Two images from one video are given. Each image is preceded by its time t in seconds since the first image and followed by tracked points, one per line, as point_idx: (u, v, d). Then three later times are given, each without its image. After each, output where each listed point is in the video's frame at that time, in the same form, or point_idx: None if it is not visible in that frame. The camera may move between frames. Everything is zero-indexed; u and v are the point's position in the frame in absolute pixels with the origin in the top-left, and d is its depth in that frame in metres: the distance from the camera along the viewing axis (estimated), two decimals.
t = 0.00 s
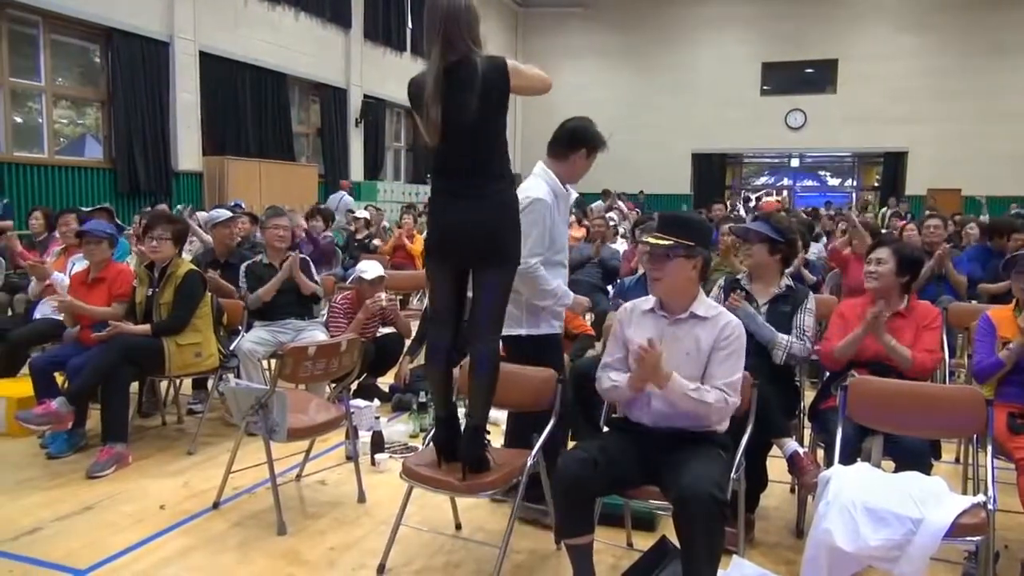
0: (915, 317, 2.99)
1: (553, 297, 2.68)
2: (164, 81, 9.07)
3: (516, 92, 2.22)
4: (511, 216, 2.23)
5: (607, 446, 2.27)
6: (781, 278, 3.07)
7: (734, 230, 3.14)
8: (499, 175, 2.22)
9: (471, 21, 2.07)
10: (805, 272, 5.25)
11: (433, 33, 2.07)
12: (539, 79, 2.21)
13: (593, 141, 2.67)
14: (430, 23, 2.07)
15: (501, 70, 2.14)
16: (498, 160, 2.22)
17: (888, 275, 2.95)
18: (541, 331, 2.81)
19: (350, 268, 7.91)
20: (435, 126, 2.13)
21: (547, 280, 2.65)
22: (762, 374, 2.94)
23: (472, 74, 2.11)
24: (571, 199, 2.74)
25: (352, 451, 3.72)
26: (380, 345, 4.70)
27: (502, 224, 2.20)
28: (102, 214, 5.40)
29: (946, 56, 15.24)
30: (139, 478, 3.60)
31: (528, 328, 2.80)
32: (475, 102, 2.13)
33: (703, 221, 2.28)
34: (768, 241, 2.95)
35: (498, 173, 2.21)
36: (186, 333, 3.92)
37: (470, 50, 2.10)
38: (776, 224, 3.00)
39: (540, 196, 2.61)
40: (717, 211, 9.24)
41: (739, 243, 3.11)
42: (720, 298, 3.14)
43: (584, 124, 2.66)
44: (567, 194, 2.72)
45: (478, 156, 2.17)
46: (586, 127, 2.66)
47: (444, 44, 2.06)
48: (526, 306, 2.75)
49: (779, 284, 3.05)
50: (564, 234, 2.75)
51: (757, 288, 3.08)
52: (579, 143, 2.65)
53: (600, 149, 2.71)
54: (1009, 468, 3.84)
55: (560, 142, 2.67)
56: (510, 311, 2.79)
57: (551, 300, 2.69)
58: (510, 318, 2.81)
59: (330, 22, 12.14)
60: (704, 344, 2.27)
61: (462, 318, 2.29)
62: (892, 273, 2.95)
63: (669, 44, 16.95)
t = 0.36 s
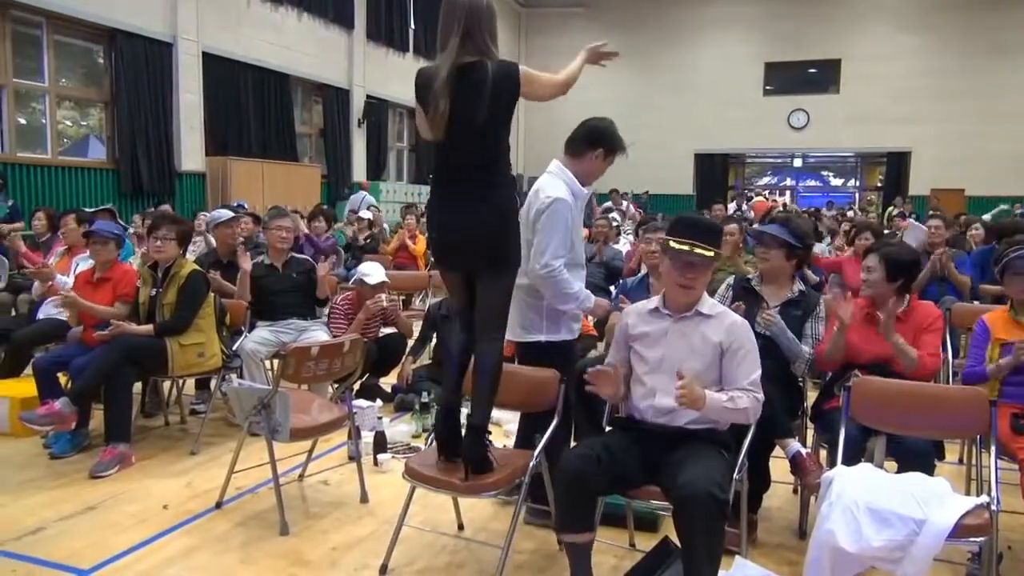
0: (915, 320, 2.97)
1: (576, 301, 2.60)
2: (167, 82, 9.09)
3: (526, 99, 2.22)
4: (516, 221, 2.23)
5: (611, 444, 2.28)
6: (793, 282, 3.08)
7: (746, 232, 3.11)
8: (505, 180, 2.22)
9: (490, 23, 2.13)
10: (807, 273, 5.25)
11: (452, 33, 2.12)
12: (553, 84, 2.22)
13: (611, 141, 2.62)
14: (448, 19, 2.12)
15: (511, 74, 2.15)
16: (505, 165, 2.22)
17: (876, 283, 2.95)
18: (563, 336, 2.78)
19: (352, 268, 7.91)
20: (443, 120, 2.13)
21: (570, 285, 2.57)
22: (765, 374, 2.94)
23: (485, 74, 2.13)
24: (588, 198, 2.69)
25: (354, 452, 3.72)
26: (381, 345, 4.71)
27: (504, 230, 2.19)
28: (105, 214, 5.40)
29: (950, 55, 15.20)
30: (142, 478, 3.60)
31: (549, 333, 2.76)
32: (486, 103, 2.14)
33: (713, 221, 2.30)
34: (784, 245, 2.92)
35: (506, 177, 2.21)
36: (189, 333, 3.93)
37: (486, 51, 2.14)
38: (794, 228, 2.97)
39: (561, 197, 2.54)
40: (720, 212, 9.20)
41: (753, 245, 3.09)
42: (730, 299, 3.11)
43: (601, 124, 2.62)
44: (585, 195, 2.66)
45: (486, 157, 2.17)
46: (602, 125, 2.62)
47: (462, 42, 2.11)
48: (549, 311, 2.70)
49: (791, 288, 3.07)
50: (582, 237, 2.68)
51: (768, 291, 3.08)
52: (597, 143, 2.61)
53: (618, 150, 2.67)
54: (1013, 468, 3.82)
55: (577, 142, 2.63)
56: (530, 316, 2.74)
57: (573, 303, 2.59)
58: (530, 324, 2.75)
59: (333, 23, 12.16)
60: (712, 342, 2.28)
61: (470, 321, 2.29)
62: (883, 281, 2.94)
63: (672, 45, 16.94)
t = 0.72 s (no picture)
0: (904, 322, 2.91)
1: (585, 305, 2.55)
2: (167, 82, 9.09)
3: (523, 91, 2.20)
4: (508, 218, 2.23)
5: (614, 444, 2.27)
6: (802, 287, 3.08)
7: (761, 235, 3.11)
8: (497, 176, 2.22)
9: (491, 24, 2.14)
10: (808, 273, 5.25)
11: (449, 28, 2.11)
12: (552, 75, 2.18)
13: (619, 140, 2.58)
14: (450, 15, 2.11)
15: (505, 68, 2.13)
16: (497, 162, 2.21)
17: (859, 286, 2.92)
18: (571, 339, 2.74)
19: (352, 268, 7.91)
20: (447, 118, 2.10)
21: (579, 289, 2.52)
22: (764, 374, 2.94)
23: (482, 72, 2.13)
24: (596, 199, 2.64)
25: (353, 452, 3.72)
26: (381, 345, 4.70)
27: (495, 228, 2.19)
28: (105, 214, 5.40)
29: (949, 56, 15.21)
30: (142, 478, 3.60)
31: (555, 337, 2.71)
32: (484, 102, 2.15)
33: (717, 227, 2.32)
34: (802, 249, 2.93)
35: (500, 176, 2.22)
36: (188, 333, 3.93)
37: (482, 46, 2.13)
38: (812, 232, 2.96)
39: (569, 199, 2.49)
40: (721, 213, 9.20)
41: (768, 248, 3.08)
42: (736, 295, 3.10)
43: (608, 122, 2.56)
44: (593, 196, 2.61)
45: (481, 156, 2.18)
46: (609, 124, 2.57)
47: (465, 41, 2.11)
48: (556, 315, 2.66)
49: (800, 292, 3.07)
50: (590, 239, 2.63)
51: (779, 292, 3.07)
52: (604, 143, 2.56)
53: (625, 150, 2.62)
54: (1013, 468, 3.82)
55: (585, 140, 2.58)
56: (537, 320, 2.70)
57: (582, 307, 2.54)
58: (536, 326, 2.71)
59: (333, 24, 12.16)
60: (714, 342, 2.33)
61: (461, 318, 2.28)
62: (865, 284, 2.90)
63: (672, 45, 16.94)
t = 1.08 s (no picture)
0: (898, 334, 2.90)
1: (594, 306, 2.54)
2: (165, 82, 9.08)
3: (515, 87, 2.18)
4: (505, 217, 2.23)
5: (614, 446, 2.27)
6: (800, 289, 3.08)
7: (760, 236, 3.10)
8: (494, 176, 2.22)
9: (482, 21, 2.08)
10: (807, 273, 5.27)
11: (439, 29, 2.09)
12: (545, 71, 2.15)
13: (622, 139, 2.58)
14: (439, 16, 2.08)
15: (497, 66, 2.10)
16: (493, 161, 2.21)
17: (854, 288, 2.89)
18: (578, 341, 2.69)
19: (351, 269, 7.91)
20: (434, 121, 2.13)
21: (588, 290, 2.51)
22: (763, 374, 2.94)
23: (473, 74, 2.11)
24: (602, 199, 2.63)
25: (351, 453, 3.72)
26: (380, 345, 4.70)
27: (492, 227, 2.19)
28: (104, 215, 5.41)
29: (947, 56, 15.23)
30: (140, 479, 3.61)
31: (561, 339, 2.67)
32: (475, 101, 2.13)
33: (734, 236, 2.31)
34: (802, 251, 2.93)
35: (496, 176, 2.22)
36: (187, 334, 3.92)
37: (473, 44, 2.09)
38: (812, 233, 2.96)
39: (576, 200, 2.49)
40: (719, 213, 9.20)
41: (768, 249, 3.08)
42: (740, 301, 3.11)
43: (612, 120, 2.57)
44: (598, 196, 2.60)
45: (475, 157, 2.17)
46: (613, 123, 2.58)
47: (453, 41, 2.07)
48: (563, 317, 2.63)
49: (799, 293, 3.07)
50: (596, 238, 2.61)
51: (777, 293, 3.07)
52: (607, 142, 2.57)
53: (629, 147, 2.63)
54: (1011, 468, 3.83)
55: (589, 140, 2.59)
56: (543, 322, 2.67)
57: (592, 309, 2.54)
58: (542, 329, 2.68)
59: (332, 24, 12.16)
60: (722, 352, 2.34)
61: (464, 316, 2.28)
62: (859, 292, 2.88)
63: (670, 45, 16.95)
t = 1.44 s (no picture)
0: (900, 332, 2.90)
1: (600, 305, 2.54)
2: (164, 83, 9.09)
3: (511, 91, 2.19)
4: (506, 221, 2.23)
5: (609, 445, 2.28)
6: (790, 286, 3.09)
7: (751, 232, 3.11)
8: (494, 180, 2.22)
9: (479, 30, 2.10)
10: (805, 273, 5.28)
11: (435, 38, 2.10)
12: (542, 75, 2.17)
13: (623, 133, 2.57)
14: (437, 26, 2.09)
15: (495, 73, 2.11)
16: (493, 166, 2.22)
17: (863, 285, 2.87)
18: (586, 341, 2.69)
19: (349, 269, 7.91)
20: (432, 130, 2.12)
21: (594, 289, 2.51)
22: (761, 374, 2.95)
23: (472, 80, 2.11)
24: (607, 197, 2.61)
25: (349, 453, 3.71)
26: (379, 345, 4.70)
27: (493, 231, 2.19)
28: (102, 215, 5.40)
29: (945, 56, 15.24)
30: (139, 479, 3.60)
31: (569, 339, 2.66)
32: (473, 108, 2.13)
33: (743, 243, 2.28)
34: (791, 245, 2.93)
35: (496, 181, 2.22)
36: (186, 334, 3.92)
37: (469, 52, 2.10)
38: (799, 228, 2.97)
39: (580, 199, 2.49)
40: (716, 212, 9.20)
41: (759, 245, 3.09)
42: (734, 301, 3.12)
43: (611, 118, 2.57)
44: (603, 194, 2.59)
45: (474, 162, 2.18)
46: (614, 120, 2.57)
47: (451, 51, 2.08)
48: (569, 317, 2.63)
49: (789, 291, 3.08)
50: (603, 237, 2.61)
51: (768, 291, 3.06)
52: (607, 137, 2.56)
53: (631, 141, 2.61)
54: (1009, 468, 3.84)
55: (588, 138, 2.59)
56: (551, 323, 2.67)
57: (600, 308, 2.55)
58: (550, 330, 2.68)
59: (330, 24, 12.17)
60: (726, 356, 2.34)
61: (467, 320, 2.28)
62: (871, 282, 2.85)
63: (668, 46, 16.96)
